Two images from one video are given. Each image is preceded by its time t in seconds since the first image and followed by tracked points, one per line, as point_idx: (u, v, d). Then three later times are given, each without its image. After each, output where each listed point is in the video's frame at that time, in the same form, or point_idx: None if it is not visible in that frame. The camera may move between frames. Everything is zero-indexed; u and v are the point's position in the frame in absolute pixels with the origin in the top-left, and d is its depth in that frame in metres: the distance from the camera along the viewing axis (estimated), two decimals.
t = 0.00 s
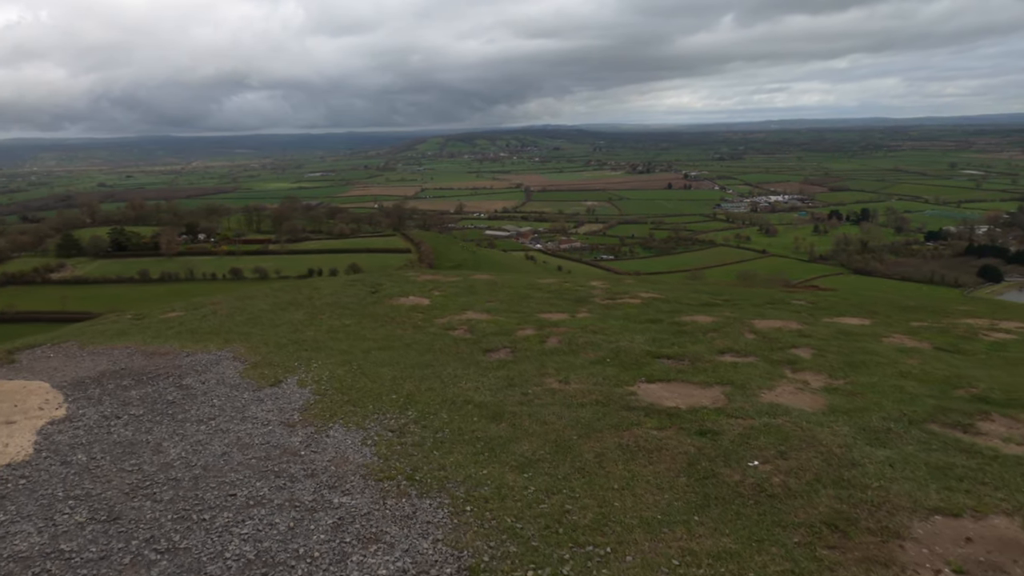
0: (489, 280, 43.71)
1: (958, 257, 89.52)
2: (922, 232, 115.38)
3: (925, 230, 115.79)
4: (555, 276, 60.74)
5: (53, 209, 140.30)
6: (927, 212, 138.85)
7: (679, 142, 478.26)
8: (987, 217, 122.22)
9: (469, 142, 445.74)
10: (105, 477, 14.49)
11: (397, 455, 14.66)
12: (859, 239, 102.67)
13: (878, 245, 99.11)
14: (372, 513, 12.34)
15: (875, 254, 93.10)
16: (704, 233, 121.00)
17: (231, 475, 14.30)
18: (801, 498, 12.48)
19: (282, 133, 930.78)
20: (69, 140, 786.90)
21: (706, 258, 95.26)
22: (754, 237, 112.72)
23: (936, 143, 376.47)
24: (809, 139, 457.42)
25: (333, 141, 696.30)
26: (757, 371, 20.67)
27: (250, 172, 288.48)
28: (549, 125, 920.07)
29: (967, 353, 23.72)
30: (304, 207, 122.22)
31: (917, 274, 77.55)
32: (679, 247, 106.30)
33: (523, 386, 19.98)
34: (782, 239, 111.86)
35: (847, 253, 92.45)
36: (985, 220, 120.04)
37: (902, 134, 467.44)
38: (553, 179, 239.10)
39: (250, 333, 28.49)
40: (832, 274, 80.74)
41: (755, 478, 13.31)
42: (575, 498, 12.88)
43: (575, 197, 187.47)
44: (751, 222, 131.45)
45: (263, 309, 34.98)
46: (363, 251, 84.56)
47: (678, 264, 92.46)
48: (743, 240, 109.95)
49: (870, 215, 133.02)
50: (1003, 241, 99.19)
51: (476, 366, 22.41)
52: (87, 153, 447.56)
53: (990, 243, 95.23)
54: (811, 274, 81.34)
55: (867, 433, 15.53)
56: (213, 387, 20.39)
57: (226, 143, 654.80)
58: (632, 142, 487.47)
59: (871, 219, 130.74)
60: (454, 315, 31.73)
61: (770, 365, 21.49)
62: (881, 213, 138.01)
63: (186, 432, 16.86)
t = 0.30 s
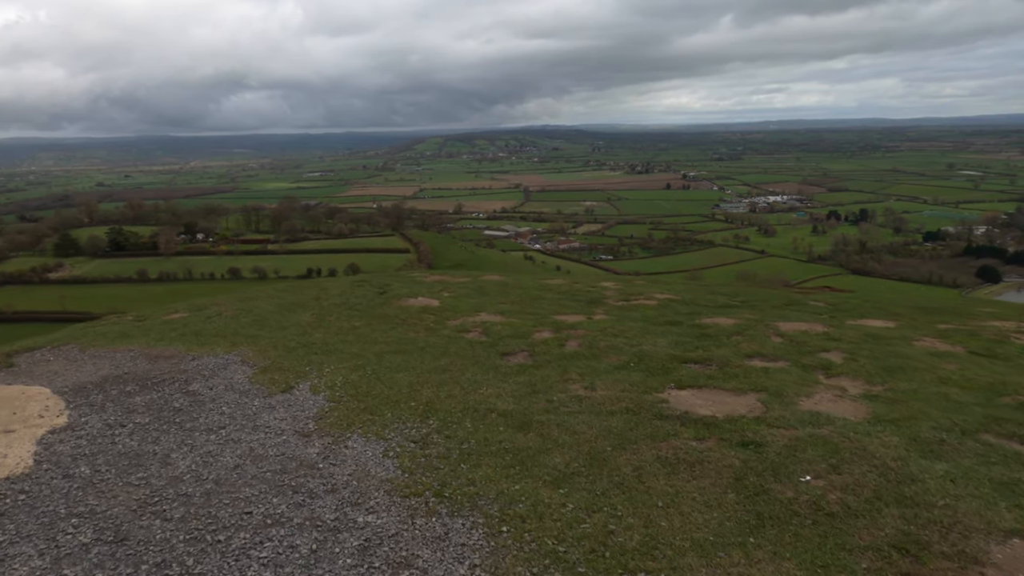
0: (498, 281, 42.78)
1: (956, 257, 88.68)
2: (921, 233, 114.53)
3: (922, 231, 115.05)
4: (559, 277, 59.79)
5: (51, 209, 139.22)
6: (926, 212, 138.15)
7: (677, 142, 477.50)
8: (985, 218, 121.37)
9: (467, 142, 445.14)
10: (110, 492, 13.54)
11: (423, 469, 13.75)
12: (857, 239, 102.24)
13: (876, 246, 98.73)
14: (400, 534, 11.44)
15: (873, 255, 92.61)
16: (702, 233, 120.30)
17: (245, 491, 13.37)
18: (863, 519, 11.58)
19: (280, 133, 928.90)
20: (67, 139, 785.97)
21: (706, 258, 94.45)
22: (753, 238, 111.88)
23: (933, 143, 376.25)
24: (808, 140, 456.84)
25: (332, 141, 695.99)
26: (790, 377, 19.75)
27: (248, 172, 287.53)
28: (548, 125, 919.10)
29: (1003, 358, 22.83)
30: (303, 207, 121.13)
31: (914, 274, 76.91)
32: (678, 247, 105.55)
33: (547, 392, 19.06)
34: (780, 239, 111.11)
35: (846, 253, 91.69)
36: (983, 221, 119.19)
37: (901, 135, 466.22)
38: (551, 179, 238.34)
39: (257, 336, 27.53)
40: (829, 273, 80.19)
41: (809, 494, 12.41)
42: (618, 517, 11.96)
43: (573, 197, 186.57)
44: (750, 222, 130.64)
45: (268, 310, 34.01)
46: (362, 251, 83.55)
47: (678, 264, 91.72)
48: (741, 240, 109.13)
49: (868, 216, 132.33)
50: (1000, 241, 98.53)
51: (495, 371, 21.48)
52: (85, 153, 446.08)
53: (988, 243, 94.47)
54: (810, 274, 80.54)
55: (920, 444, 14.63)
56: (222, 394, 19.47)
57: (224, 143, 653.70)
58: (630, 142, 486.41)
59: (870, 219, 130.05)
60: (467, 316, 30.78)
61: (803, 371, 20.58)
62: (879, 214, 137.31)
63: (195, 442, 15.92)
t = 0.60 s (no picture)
0: (505, 285, 41.83)
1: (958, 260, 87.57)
2: (923, 236, 113.41)
3: (924, 234, 114.13)
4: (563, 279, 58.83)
5: (53, 209, 138.72)
6: (927, 215, 137.09)
7: (678, 144, 475.39)
8: (987, 221, 120.18)
9: (468, 143, 444.92)
10: (100, 515, 12.56)
11: (437, 491, 12.79)
12: (859, 242, 101.47)
13: (878, 249, 97.97)
14: (415, 566, 10.47)
15: (875, 257, 91.84)
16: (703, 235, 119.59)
17: (246, 514, 12.38)
18: (921, 550, 10.59)
19: (283, 133, 929.66)
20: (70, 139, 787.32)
21: (706, 260, 93.60)
22: (754, 240, 110.85)
23: (934, 145, 374.86)
24: (809, 142, 455.12)
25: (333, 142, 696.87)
26: (820, 389, 18.76)
27: (249, 172, 287.18)
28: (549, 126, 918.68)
29: None
30: (304, 208, 120.25)
31: (917, 277, 75.97)
32: (678, 249, 104.79)
33: (564, 404, 18.07)
34: (782, 241, 110.32)
35: (847, 255, 90.81)
36: (985, 223, 117.94)
37: (904, 137, 464.22)
38: (552, 181, 237.80)
39: (259, 342, 26.59)
40: (830, 275, 79.45)
41: (858, 521, 11.43)
42: (653, 547, 10.97)
43: (574, 198, 185.65)
44: (750, 224, 129.68)
45: (270, 314, 33.09)
46: (363, 252, 82.63)
47: (679, 265, 90.92)
48: (742, 242, 108.13)
49: (869, 218, 131.46)
50: (1002, 243, 97.57)
51: (508, 381, 20.49)
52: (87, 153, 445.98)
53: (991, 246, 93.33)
54: (812, 277, 79.53)
55: (969, 464, 13.65)
56: (223, 404, 18.51)
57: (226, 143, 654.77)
58: (632, 143, 485.04)
59: (871, 222, 129.20)
60: (475, 322, 29.83)
61: (832, 381, 19.58)
62: (881, 216, 136.41)
63: (193, 459, 14.94)
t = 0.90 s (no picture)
0: (510, 286, 40.73)
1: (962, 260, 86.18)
2: (927, 236, 111.93)
3: (929, 234, 112.72)
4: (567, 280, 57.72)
5: (56, 208, 138.03)
6: (931, 215, 135.69)
7: (680, 144, 474.09)
8: (991, 221, 118.56)
9: (470, 143, 443.94)
10: (73, 544, 11.50)
11: (441, 518, 11.72)
12: (862, 242, 100.22)
13: (882, 249, 96.68)
14: None
15: (880, 257, 90.62)
16: (705, 234, 118.38)
17: (232, 542, 11.34)
18: None
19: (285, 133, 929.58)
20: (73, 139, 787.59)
21: (709, 260, 92.42)
22: (756, 240, 109.46)
23: (937, 145, 372.73)
24: (812, 142, 452.27)
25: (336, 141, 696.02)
26: (848, 400, 17.69)
27: (251, 172, 286.39)
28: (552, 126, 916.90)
29: None
30: (307, 207, 119.18)
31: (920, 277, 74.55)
32: (681, 249, 103.65)
33: (576, 417, 16.98)
34: (785, 241, 109.12)
35: (851, 255, 89.58)
36: (990, 223, 116.55)
37: (908, 137, 461.45)
38: (555, 180, 236.50)
39: (255, 348, 25.53)
40: (833, 276, 78.25)
41: (907, 556, 10.36)
42: None
43: (576, 198, 184.35)
44: (752, 224, 128.17)
45: (268, 317, 32.05)
46: (365, 252, 81.56)
47: (681, 265, 89.78)
48: (744, 242, 106.68)
49: (873, 218, 130.16)
50: (1006, 243, 96.14)
51: (516, 390, 19.42)
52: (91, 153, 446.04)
53: (996, 246, 91.77)
54: (814, 277, 78.17)
55: (1019, 488, 12.55)
56: (214, 416, 17.45)
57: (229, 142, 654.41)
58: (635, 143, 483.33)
59: (875, 222, 127.90)
60: (479, 326, 28.77)
61: (859, 393, 18.50)
62: (884, 217, 135.02)
63: (179, 478, 13.88)
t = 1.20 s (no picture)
0: (523, 291, 39.68)
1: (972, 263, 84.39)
2: (937, 238, 110.00)
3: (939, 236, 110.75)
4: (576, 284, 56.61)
5: (66, 205, 138.03)
6: (941, 217, 133.60)
7: (689, 145, 471.25)
8: (1002, 224, 116.41)
9: (478, 143, 443.28)
10: None
11: (462, 559, 10.71)
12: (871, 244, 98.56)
13: (892, 251, 94.92)
14: None
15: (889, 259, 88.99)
16: (713, 235, 116.99)
17: None
18: None
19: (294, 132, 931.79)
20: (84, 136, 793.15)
21: (716, 261, 91.04)
22: (764, 241, 108.00)
23: (949, 146, 368.40)
24: (821, 142, 448.73)
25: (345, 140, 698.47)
26: (892, 422, 16.56)
27: (259, 171, 286.59)
28: (560, 125, 915.18)
29: None
30: (315, 206, 118.58)
31: (931, 280, 72.40)
32: (689, 250, 102.32)
33: (601, 438, 15.94)
34: (793, 242, 107.52)
35: (860, 258, 88.02)
36: (1000, 226, 114.45)
37: (918, 138, 456.35)
38: (562, 180, 235.22)
39: (262, 356, 24.60)
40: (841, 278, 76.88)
41: None
42: None
43: (584, 198, 183.16)
44: (761, 224, 126.58)
45: (276, 323, 31.12)
46: (372, 251, 80.63)
47: (689, 266, 88.52)
48: (752, 244, 105.26)
49: (883, 220, 128.31)
50: (1017, 246, 94.11)
51: (536, 407, 18.37)
52: (101, 151, 447.38)
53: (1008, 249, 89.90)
54: (822, 278, 76.79)
55: None
56: (218, 434, 16.51)
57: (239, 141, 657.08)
58: (641, 143, 481.10)
59: (884, 223, 126.01)
60: (493, 334, 27.72)
61: (902, 413, 17.34)
62: (894, 218, 133.05)
63: (179, 505, 12.93)
